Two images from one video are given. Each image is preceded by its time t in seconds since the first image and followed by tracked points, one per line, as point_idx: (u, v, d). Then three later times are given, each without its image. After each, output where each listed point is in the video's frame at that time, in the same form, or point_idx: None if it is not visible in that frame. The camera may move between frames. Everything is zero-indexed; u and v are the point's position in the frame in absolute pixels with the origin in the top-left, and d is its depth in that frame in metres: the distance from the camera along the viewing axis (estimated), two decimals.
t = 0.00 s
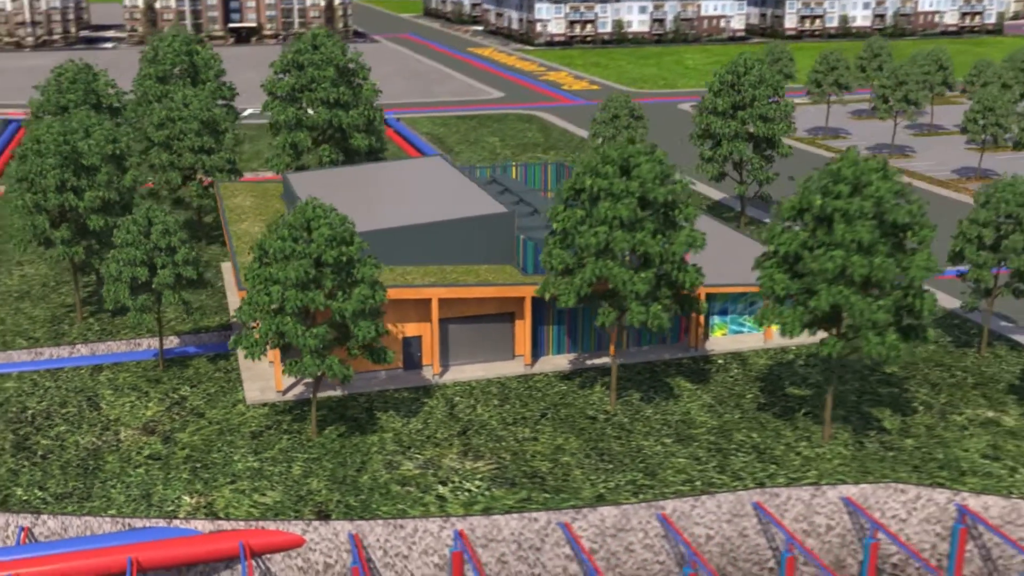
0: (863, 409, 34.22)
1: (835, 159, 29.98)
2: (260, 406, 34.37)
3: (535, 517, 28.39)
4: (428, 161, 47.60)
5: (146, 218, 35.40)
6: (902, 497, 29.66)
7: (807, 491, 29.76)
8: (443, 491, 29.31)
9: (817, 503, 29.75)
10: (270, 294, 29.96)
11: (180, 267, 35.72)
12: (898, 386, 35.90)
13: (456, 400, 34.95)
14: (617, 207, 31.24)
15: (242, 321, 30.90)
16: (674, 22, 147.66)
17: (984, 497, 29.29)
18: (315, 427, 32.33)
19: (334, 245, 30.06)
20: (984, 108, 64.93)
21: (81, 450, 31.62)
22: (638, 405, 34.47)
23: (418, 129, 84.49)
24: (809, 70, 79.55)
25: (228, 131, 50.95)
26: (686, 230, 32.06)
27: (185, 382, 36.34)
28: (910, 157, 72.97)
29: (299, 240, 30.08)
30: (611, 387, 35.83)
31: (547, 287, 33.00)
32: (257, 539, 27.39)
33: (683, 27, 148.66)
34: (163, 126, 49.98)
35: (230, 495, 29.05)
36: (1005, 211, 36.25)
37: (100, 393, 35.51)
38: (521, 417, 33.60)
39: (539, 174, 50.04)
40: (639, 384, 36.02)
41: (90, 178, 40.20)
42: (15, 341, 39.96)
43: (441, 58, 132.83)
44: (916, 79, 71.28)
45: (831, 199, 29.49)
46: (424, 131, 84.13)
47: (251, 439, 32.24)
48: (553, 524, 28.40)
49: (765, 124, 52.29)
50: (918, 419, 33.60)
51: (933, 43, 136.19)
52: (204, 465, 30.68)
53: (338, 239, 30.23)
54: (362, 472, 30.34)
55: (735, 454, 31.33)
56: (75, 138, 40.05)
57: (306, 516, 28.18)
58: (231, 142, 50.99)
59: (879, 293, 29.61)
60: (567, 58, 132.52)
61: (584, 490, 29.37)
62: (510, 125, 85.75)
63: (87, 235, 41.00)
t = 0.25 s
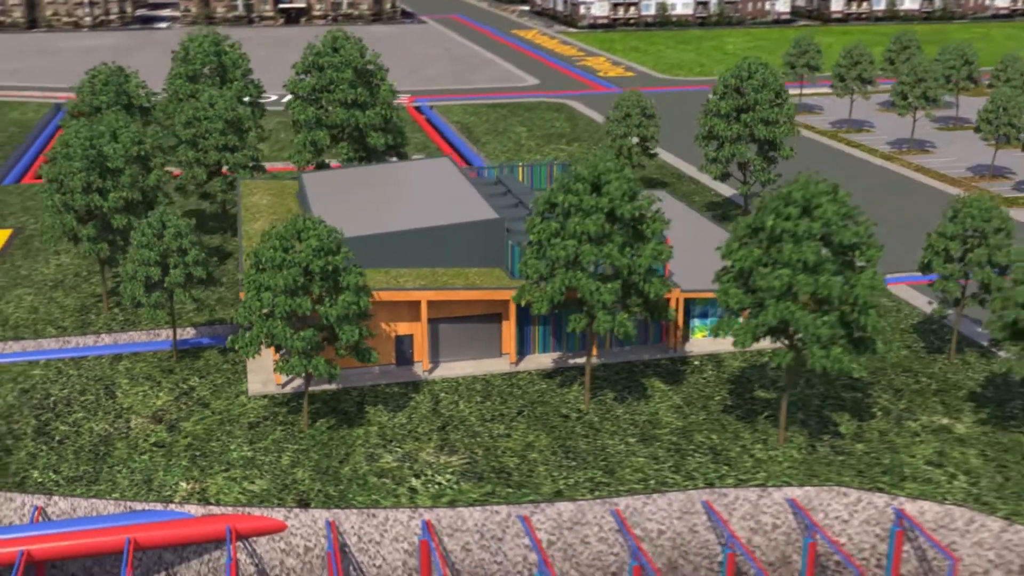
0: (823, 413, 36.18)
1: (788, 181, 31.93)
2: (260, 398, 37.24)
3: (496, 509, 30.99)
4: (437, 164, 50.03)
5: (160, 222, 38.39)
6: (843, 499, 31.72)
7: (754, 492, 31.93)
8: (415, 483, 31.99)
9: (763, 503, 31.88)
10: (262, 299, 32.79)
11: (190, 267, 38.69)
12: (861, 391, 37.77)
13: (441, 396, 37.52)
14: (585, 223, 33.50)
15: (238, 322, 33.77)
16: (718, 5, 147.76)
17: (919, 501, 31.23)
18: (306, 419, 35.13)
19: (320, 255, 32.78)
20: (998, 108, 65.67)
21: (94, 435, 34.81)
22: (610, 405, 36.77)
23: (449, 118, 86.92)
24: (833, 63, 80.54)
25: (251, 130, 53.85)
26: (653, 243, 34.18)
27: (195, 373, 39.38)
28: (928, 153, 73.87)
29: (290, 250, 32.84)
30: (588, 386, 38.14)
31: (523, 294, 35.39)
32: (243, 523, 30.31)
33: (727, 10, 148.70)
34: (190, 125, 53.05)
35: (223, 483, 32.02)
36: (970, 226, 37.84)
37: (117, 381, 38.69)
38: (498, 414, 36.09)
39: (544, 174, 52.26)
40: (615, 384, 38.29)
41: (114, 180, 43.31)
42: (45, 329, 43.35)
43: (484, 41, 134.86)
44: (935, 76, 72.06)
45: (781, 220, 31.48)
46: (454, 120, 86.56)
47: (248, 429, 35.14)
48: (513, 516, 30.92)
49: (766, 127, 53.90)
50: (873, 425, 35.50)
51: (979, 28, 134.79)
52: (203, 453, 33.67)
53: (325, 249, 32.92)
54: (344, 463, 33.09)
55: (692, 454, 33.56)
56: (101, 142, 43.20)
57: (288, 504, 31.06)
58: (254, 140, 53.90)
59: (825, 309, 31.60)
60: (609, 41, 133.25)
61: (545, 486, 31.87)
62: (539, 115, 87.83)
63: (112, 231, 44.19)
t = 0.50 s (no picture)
0: (797, 414, 37.76)
1: (758, 196, 33.49)
2: (264, 391, 39.42)
3: (475, 503, 33.01)
4: (443, 164, 51.88)
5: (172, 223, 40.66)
6: (806, 499, 33.39)
7: (721, 491, 33.66)
8: (401, 477, 34.07)
9: (730, 501, 33.60)
10: (261, 301, 34.95)
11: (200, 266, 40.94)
12: (837, 393, 39.27)
13: (435, 392, 39.50)
14: (567, 231, 35.30)
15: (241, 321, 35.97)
16: None
17: (878, 502, 32.82)
18: (304, 413, 37.28)
19: (315, 260, 34.85)
20: (1006, 109, 66.33)
21: (106, 425, 37.22)
22: (594, 403, 38.56)
23: (469, 111, 88.59)
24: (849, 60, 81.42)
25: (268, 129, 56.01)
26: (632, 251, 35.84)
27: (204, 366, 41.68)
28: (939, 151, 74.67)
29: (287, 255, 34.94)
30: (574, 384, 39.91)
31: (510, 297, 37.21)
32: (239, 511, 32.55)
33: None
34: (209, 124, 55.31)
35: (222, 473, 34.30)
36: (946, 236, 39.15)
37: (131, 373, 41.08)
38: (486, 410, 38.03)
39: (548, 173, 53.83)
40: (602, 384, 39.99)
41: (132, 181, 45.66)
42: (66, 321, 45.83)
43: (512, 30, 136.03)
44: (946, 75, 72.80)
45: (749, 232, 33.07)
46: (474, 113, 88.24)
47: (249, 422, 37.37)
48: (491, 510, 32.95)
49: (766, 129, 55.18)
50: (844, 427, 37.03)
51: (1012, 20, 133.57)
52: (205, 444, 35.94)
53: (321, 254, 35.01)
54: (337, 456, 35.21)
55: (665, 453, 35.32)
56: (120, 145, 45.53)
57: (282, 494, 33.32)
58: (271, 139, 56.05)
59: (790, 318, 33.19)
60: (636, 30, 133.31)
61: (523, 482, 33.83)
62: (558, 108, 89.29)
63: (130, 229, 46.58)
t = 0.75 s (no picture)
0: (778, 415, 39.04)
1: (737, 206, 34.78)
2: (267, 385, 41.14)
3: (462, 497, 34.62)
4: (448, 165, 53.42)
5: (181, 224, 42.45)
6: (780, 498, 34.73)
7: (699, 489, 35.05)
8: (393, 471, 35.70)
9: (707, 499, 34.99)
10: (262, 301, 36.68)
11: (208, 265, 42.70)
12: (819, 395, 40.49)
13: (431, 388, 41.06)
14: (555, 237, 36.71)
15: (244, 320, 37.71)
16: None
17: (849, 502, 34.11)
18: (304, 408, 38.96)
19: (314, 263, 36.52)
20: (1011, 111, 66.93)
21: (116, 417, 39.10)
22: (583, 402, 39.99)
23: (484, 106, 89.88)
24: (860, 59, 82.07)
25: (280, 129, 57.75)
26: (618, 257, 37.21)
27: (212, 360, 43.45)
28: (947, 151, 75.27)
29: (288, 258, 36.61)
30: (566, 383, 41.34)
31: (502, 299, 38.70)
32: (238, 502, 34.32)
33: None
34: (224, 123, 57.08)
35: (223, 466, 36.08)
36: (928, 243, 40.26)
37: (141, 367, 42.94)
38: (479, 408, 39.55)
39: (551, 174, 55.35)
40: (592, 383, 41.41)
41: (146, 180, 47.48)
42: (82, 314, 47.72)
43: (534, 21, 136.84)
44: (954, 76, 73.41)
45: (728, 241, 34.39)
46: (489, 108, 89.52)
47: (251, 416, 39.11)
48: (477, 504, 34.51)
49: (766, 132, 56.26)
50: (823, 428, 38.28)
51: None
52: (209, 437, 37.71)
53: (319, 258, 36.66)
54: (333, 451, 36.88)
55: (647, 451, 36.73)
56: (135, 147, 47.36)
57: (278, 487, 35.08)
58: (283, 138, 57.74)
59: (766, 324, 34.49)
60: (656, 24, 133.59)
61: (508, 478, 35.37)
62: (572, 104, 90.42)
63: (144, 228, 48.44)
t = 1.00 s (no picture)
0: (761, 415, 40.41)
1: (717, 215, 36.19)
2: (271, 379, 42.96)
3: (451, 491, 36.30)
4: (452, 165, 54.98)
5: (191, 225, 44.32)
6: (757, 496, 36.15)
7: (678, 486, 36.56)
8: (386, 465, 37.44)
9: (686, 495, 36.49)
10: (265, 301, 38.53)
11: (216, 264, 44.56)
12: (803, 395, 41.81)
13: (428, 384, 42.74)
14: (543, 242, 38.23)
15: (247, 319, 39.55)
16: None
17: (821, 501, 35.49)
18: (305, 402, 40.76)
19: (313, 265, 38.31)
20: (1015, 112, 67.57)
21: (127, 409, 41.06)
22: (573, 400, 41.52)
23: (499, 102, 91.23)
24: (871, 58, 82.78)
25: (292, 129, 59.55)
26: (606, 261, 38.67)
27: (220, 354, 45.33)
28: (955, 150, 75.92)
29: (289, 260, 38.39)
30: (558, 380, 42.89)
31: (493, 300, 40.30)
32: (238, 493, 36.18)
33: None
34: (238, 123, 58.94)
35: (226, 458, 37.95)
36: (911, 249, 41.50)
37: (153, 360, 44.88)
38: (472, 404, 41.18)
39: (555, 174, 55.69)
40: (584, 381, 42.93)
41: (160, 180, 49.41)
42: (98, 307, 49.74)
43: (554, 14, 137.79)
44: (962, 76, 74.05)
45: (708, 248, 35.81)
46: (504, 104, 90.87)
47: (255, 409, 40.95)
48: (465, 498, 36.18)
49: (766, 135, 57.44)
50: (803, 429, 39.64)
51: None
52: (213, 429, 39.60)
53: (318, 260, 38.43)
54: (331, 444, 38.67)
55: (631, 449, 38.26)
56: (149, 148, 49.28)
57: (277, 478, 36.91)
58: (295, 137, 59.53)
59: (745, 329, 35.91)
60: (676, 17, 134.08)
61: (495, 473, 37.03)
62: (586, 100, 91.58)
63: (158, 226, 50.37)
